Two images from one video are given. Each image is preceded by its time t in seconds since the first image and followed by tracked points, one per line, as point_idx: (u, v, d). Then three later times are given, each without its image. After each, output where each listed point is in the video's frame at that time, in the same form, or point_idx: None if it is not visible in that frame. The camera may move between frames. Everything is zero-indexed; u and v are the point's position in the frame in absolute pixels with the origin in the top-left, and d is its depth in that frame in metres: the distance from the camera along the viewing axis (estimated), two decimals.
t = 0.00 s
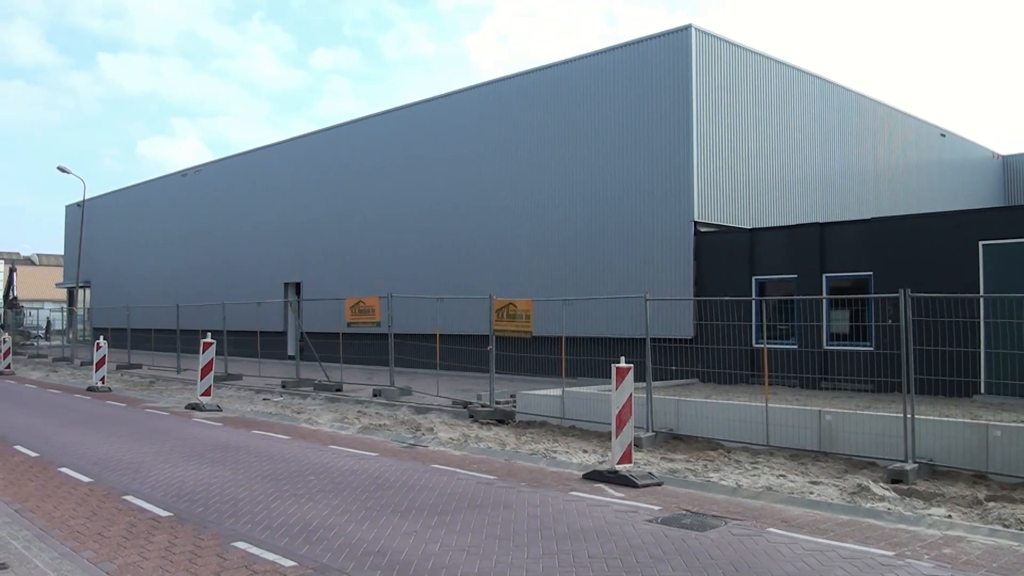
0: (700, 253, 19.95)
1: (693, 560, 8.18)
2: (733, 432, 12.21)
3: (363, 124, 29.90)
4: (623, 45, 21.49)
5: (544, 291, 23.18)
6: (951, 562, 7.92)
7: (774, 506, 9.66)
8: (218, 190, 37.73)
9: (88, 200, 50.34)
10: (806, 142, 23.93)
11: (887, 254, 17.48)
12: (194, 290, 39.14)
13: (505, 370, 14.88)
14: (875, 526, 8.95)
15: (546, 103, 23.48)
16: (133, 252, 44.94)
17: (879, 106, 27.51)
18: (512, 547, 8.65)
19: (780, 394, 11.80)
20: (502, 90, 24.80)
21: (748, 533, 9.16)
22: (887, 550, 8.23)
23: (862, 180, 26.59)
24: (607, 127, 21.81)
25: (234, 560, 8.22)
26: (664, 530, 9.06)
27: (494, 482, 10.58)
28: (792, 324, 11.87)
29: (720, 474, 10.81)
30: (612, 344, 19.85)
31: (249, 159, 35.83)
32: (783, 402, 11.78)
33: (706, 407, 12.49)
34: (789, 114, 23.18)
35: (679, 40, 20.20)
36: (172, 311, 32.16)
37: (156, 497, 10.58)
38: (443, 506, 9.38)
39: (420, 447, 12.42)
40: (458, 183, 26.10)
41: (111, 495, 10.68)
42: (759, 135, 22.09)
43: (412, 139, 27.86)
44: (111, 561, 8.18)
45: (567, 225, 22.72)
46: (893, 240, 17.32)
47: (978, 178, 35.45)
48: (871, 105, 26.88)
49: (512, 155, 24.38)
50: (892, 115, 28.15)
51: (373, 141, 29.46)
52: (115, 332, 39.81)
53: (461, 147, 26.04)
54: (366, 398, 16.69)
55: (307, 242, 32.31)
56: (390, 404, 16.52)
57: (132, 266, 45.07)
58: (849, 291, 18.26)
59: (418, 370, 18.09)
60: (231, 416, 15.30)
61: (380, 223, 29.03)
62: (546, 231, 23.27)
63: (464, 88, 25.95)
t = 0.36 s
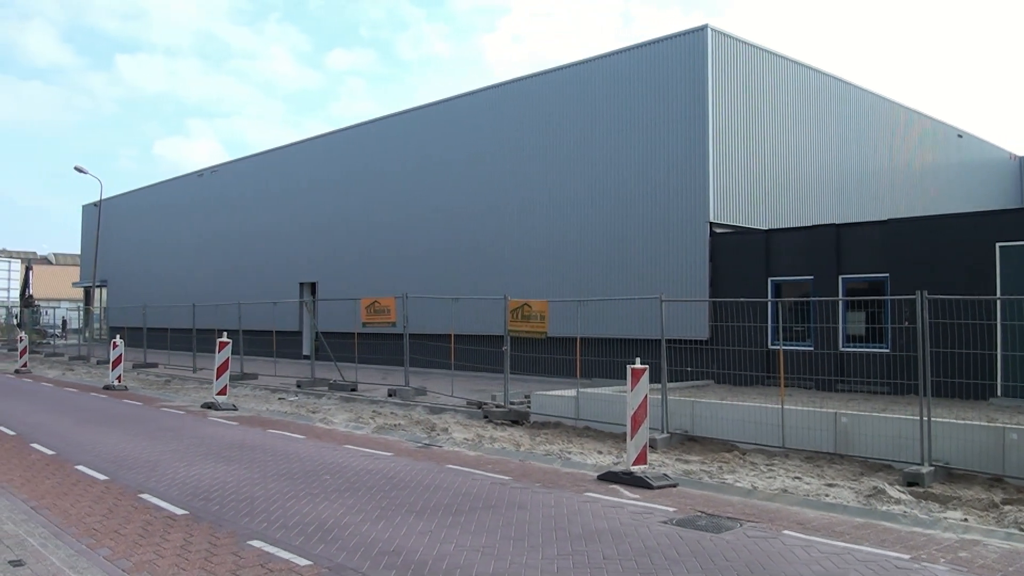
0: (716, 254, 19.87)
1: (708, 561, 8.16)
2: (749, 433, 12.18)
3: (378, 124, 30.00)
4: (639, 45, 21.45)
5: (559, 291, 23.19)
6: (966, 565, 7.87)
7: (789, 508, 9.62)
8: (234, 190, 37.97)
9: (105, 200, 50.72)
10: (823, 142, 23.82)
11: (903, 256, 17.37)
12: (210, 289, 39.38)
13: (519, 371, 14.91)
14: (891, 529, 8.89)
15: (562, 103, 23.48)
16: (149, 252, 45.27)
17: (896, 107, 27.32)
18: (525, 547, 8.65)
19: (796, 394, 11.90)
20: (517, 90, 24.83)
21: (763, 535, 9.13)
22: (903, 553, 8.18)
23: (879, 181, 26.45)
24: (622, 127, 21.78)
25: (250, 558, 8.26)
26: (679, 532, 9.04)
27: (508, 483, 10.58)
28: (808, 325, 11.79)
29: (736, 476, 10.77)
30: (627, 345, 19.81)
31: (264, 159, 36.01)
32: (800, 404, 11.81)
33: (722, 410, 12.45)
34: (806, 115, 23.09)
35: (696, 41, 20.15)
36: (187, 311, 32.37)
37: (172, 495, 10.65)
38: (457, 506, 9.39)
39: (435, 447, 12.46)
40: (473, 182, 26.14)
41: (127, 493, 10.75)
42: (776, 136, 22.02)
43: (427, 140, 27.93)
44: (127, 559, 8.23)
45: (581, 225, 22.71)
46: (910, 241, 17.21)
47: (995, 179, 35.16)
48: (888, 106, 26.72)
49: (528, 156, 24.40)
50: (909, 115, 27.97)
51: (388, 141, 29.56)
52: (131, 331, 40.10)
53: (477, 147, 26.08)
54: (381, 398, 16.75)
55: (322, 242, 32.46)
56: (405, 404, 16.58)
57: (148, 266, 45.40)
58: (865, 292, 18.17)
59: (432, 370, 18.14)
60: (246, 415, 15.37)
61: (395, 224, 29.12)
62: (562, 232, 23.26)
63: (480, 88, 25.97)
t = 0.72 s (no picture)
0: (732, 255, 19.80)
1: (725, 563, 8.12)
2: (766, 434, 12.11)
3: (393, 125, 30.09)
4: (655, 45, 21.40)
5: (574, 292, 23.19)
6: (985, 568, 7.79)
7: (806, 510, 9.57)
8: (250, 191, 38.20)
9: (122, 202, 51.15)
10: (840, 142, 23.69)
11: (921, 255, 17.25)
12: (226, 290, 39.64)
13: (535, 371, 14.93)
14: (908, 531, 8.82)
15: (578, 103, 23.47)
16: (166, 253, 45.59)
17: (913, 106, 27.13)
18: (541, 548, 8.65)
19: (813, 395, 11.77)
20: (532, 91, 24.84)
21: (780, 537, 9.09)
22: (921, 555, 8.11)
23: (896, 181, 26.27)
24: (638, 128, 21.74)
25: (266, 557, 8.29)
26: (696, 533, 9.01)
27: (524, 483, 10.58)
28: (825, 326, 11.81)
29: (753, 477, 10.73)
30: (644, 346, 19.78)
31: (280, 160, 36.20)
32: (818, 405, 11.72)
33: (739, 411, 12.39)
34: (823, 114, 22.98)
35: (712, 40, 20.08)
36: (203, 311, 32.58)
37: (189, 494, 10.71)
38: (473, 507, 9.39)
39: (452, 447, 12.48)
40: (488, 183, 26.19)
41: (144, 492, 10.82)
42: (792, 136, 21.92)
43: (442, 141, 28.00)
44: (144, 557, 8.29)
45: (596, 225, 22.70)
46: (928, 242, 17.09)
47: (1013, 178, 34.86)
48: (905, 105, 26.54)
49: (543, 156, 24.40)
50: (926, 114, 27.76)
51: (403, 142, 29.65)
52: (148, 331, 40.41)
53: (491, 148, 26.13)
54: (398, 398, 16.80)
55: (337, 242, 32.59)
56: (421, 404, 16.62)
57: (165, 266, 45.75)
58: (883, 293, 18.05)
59: (448, 370, 18.18)
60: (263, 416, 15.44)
61: (410, 224, 29.21)
62: (577, 233, 23.24)
63: (495, 89, 26.01)
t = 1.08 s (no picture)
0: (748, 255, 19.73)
1: (741, 564, 8.10)
2: (783, 436, 12.04)
3: (409, 126, 30.17)
4: (671, 44, 21.36)
5: (590, 292, 23.17)
6: (1004, 571, 7.72)
7: (823, 512, 9.51)
8: (266, 192, 38.43)
9: (139, 202, 51.56)
10: (857, 142, 23.56)
11: (939, 256, 17.13)
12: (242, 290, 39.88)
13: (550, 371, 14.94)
14: (926, 534, 8.75)
15: (593, 103, 23.45)
16: (182, 254, 45.90)
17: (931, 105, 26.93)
18: (557, 549, 8.64)
19: (831, 397, 11.60)
20: (548, 91, 24.84)
21: (797, 539, 9.04)
22: (938, 558, 8.05)
23: (914, 181, 26.09)
24: (654, 128, 21.69)
25: (283, 557, 8.34)
26: (712, 535, 8.98)
27: (540, 484, 10.58)
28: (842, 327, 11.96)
29: (769, 478, 10.69)
30: (660, 347, 19.73)
31: (295, 162, 36.40)
32: (835, 406, 11.56)
33: (755, 412, 12.33)
34: (840, 114, 22.86)
35: (729, 40, 20.01)
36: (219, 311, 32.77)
37: (206, 493, 10.79)
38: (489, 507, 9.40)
39: (467, 447, 12.49)
40: (504, 183, 26.22)
41: (162, 491, 10.90)
42: (809, 136, 21.82)
43: (457, 141, 28.06)
44: (161, 556, 8.35)
45: (612, 225, 22.68)
46: (946, 242, 16.98)
47: None
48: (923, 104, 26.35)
49: (559, 156, 24.41)
50: (944, 114, 27.55)
51: (418, 143, 29.73)
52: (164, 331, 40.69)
53: (507, 148, 26.16)
54: (413, 398, 16.85)
55: (353, 243, 32.74)
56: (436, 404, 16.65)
57: (181, 267, 46.07)
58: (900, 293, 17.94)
59: (464, 370, 18.21)
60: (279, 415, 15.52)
61: (425, 225, 29.30)
62: (593, 233, 23.22)
63: (511, 89, 26.04)
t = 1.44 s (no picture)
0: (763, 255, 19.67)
1: (757, 565, 8.07)
2: (799, 436, 12.00)
3: (423, 127, 30.25)
4: (686, 45, 21.31)
5: (604, 292, 23.17)
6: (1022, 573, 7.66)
7: (839, 513, 9.48)
8: (281, 193, 38.63)
9: (155, 202, 51.93)
10: (873, 142, 23.44)
11: (956, 256, 17.04)
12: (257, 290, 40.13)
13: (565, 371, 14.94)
14: (943, 536, 8.70)
15: (608, 104, 23.43)
16: (198, 254, 46.18)
17: (947, 104, 26.76)
18: (571, 549, 8.64)
19: (847, 398, 11.59)
20: (563, 92, 24.84)
21: (813, 540, 9.00)
22: (955, 560, 7.99)
23: (930, 180, 25.93)
24: (669, 128, 21.65)
25: (299, 556, 8.38)
26: (728, 535, 8.95)
27: (555, 484, 10.58)
28: (858, 327, 11.85)
29: (785, 479, 10.65)
30: (675, 347, 19.70)
31: (310, 163, 36.56)
32: (850, 407, 11.53)
33: (771, 412, 12.30)
34: (856, 113, 22.74)
35: (744, 40, 19.93)
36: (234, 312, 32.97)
37: (222, 493, 10.86)
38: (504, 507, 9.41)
39: (483, 447, 12.52)
40: (518, 184, 26.27)
41: (178, 491, 10.98)
42: (824, 135, 21.71)
43: (471, 142, 28.11)
44: (177, 556, 8.40)
45: (626, 225, 22.66)
46: (963, 242, 16.89)
47: None
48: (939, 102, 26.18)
49: (572, 156, 24.42)
50: (960, 112, 27.37)
51: (433, 144, 29.80)
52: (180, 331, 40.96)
53: (521, 149, 26.18)
54: (428, 398, 16.91)
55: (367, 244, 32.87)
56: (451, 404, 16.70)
57: (196, 267, 46.38)
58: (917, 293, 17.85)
59: (479, 370, 18.25)
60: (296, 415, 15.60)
61: (439, 225, 29.38)
62: (607, 233, 23.20)
63: (525, 90, 26.05)
